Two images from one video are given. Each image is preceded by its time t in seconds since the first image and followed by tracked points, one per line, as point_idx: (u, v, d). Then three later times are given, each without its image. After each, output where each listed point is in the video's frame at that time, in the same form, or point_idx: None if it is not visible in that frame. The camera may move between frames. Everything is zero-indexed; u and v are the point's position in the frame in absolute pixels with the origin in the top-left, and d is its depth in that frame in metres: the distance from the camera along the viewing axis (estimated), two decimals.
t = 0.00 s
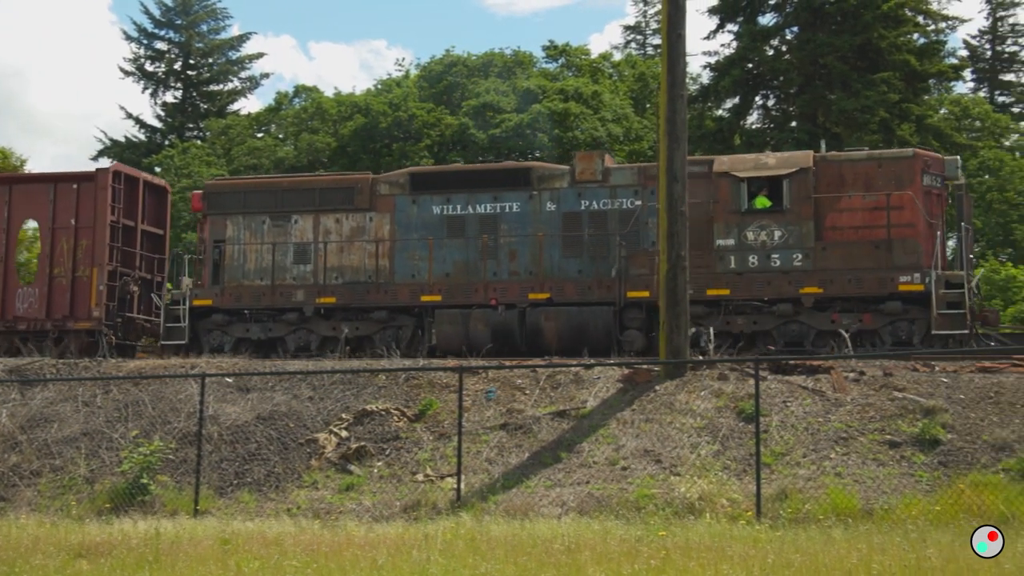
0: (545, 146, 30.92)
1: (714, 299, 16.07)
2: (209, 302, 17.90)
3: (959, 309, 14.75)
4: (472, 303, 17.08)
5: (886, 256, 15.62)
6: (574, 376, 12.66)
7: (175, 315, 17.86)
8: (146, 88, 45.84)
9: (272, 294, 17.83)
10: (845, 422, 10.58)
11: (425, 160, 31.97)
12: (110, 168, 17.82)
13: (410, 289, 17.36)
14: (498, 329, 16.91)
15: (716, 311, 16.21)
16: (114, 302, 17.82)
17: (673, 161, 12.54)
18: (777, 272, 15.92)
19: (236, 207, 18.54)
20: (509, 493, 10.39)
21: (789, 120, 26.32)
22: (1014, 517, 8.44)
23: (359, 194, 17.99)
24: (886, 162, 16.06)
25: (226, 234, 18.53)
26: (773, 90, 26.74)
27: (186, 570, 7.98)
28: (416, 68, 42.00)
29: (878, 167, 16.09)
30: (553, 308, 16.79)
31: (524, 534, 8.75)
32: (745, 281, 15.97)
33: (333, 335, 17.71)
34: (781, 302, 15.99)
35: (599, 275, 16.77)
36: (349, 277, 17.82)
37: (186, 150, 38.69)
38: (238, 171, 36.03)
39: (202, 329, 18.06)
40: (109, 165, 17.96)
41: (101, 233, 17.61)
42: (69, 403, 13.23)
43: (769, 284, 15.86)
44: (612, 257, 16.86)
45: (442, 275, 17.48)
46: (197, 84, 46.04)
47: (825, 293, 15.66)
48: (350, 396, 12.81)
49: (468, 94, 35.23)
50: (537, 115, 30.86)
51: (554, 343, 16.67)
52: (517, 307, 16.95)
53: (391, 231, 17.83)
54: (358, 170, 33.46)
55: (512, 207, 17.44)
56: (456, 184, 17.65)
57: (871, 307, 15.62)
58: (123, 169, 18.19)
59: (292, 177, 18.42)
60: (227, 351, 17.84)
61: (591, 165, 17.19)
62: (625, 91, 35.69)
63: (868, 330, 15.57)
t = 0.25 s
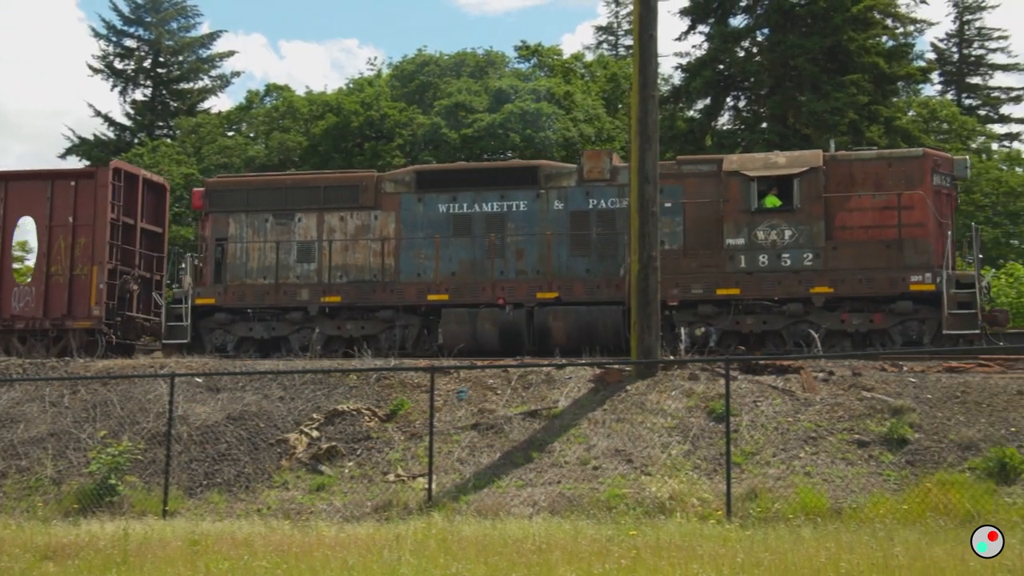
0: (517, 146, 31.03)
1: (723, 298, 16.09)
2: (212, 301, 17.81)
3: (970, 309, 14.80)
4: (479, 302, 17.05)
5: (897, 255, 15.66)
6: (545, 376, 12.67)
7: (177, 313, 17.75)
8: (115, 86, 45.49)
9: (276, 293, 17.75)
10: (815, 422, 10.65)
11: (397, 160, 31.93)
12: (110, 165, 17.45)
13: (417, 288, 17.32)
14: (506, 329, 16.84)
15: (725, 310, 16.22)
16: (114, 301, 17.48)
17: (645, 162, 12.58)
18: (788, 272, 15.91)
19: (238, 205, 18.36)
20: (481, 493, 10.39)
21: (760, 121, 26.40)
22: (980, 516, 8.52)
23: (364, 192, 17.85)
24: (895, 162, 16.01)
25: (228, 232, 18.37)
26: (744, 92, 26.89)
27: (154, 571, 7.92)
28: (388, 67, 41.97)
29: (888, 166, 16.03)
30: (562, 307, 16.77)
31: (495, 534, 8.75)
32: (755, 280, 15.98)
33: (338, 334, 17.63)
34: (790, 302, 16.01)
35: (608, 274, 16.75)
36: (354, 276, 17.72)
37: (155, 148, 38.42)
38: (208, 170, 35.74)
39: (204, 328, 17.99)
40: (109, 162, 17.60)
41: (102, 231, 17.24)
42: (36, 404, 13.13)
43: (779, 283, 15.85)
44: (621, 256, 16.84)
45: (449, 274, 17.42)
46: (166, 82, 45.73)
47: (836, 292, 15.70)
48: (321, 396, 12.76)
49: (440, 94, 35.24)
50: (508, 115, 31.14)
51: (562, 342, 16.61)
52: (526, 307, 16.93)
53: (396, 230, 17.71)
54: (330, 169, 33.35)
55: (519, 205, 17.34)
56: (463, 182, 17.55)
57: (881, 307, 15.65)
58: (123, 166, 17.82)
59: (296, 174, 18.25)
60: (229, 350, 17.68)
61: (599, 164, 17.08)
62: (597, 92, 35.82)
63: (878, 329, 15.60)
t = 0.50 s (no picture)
0: (487, 146, 31.16)
1: (731, 298, 16.03)
2: (214, 300, 17.73)
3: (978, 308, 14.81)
4: (485, 302, 16.99)
5: (906, 255, 15.59)
6: (515, 376, 12.67)
7: (177, 313, 17.59)
8: (82, 84, 45.07)
9: (279, 292, 17.66)
10: (783, 422, 10.72)
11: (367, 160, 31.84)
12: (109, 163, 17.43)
13: (422, 287, 17.25)
14: (512, 330, 16.78)
15: (734, 310, 16.20)
16: (113, 300, 17.44)
17: (615, 162, 12.62)
18: (796, 271, 15.84)
19: (240, 203, 18.23)
20: (450, 493, 10.37)
21: (729, 122, 26.58)
22: (944, 514, 8.61)
23: (368, 190, 17.75)
24: (904, 161, 15.93)
25: (230, 231, 18.25)
26: (714, 93, 27.03)
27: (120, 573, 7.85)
28: (358, 66, 41.86)
29: (896, 166, 15.96)
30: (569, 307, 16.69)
31: (464, 534, 8.74)
32: (763, 280, 15.91)
33: (342, 334, 17.54)
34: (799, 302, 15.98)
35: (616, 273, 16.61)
36: (356, 275, 17.60)
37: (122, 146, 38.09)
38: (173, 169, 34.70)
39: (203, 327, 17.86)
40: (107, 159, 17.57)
41: (100, 229, 17.20)
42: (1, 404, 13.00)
43: (788, 283, 15.80)
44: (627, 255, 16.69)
45: (454, 273, 17.31)
46: (134, 80, 45.36)
47: (845, 292, 15.65)
48: (290, 396, 12.70)
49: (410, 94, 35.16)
50: (478, 116, 31.17)
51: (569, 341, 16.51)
52: (532, 306, 16.87)
53: (400, 228, 17.59)
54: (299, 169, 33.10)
55: (525, 204, 17.22)
56: (468, 180, 17.45)
57: (889, 307, 15.60)
58: (122, 164, 17.81)
59: (299, 172, 18.13)
60: (232, 350, 17.56)
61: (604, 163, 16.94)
62: (567, 92, 35.90)
63: (886, 330, 15.58)
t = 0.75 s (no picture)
0: (460, 146, 31.35)
1: (743, 298, 16.02)
2: (219, 299, 17.37)
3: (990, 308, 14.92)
4: (494, 301, 16.82)
5: (919, 255, 15.64)
6: (487, 376, 12.67)
7: (182, 312, 17.07)
8: (50, 81, 44.67)
9: (283, 291, 17.36)
10: (753, 421, 10.78)
11: (339, 159, 31.75)
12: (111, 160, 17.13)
13: (430, 286, 17.02)
14: (522, 328, 16.54)
15: (745, 310, 16.20)
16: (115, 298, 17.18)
17: (587, 162, 12.64)
18: (808, 271, 15.84)
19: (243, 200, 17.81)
20: (422, 493, 10.35)
21: (701, 123, 26.81)
22: (912, 512, 8.69)
23: (375, 188, 17.49)
24: (915, 162, 16.01)
25: (233, 229, 17.83)
26: (686, 94, 27.15)
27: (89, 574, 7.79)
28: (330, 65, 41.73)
29: (907, 166, 16.03)
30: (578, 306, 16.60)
31: (436, 534, 8.73)
32: (775, 280, 15.90)
33: (348, 334, 17.34)
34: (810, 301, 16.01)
35: (627, 273, 16.53)
36: (363, 274, 17.34)
37: (91, 144, 37.77)
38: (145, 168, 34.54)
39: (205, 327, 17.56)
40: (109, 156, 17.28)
41: (102, 227, 16.92)
42: None
43: (799, 283, 15.81)
44: (638, 254, 16.58)
45: (461, 272, 17.12)
46: (103, 77, 45.01)
47: (857, 292, 15.70)
48: (261, 396, 12.64)
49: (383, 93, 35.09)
50: (451, 114, 31.56)
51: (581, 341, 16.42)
52: (541, 305, 16.72)
53: (407, 227, 17.33)
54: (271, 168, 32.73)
55: (533, 202, 17.05)
56: (475, 178, 17.25)
57: (900, 307, 15.71)
58: (125, 161, 17.52)
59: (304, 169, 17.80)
60: (236, 349, 17.29)
61: (615, 161, 16.81)
62: (540, 92, 35.97)
63: (897, 329, 15.70)
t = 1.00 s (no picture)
0: (434, 146, 31.30)
1: (756, 297, 16.02)
2: (227, 298, 17.29)
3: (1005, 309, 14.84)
4: (506, 301, 16.74)
5: (932, 255, 15.61)
6: (461, 376, 12.66)
7: (189, 312, 17.04)
8: (20, 78, 44.25)
9: (293, 290, 17.29)
10: (727, 421, 10.82)
11: (313, 159, 31.65)
12: (116, 158, 17.00)
13: (441, 285, 16.98)
14: (534, 327, 16.41)
15: (757, 310, 16.21)
16: (121, 297, 17.09)
17: (561, 163, 12.64)
18: (821, 271, 15.84)
19: (252, 198, 17.75)
20: (395, 494, 10.33)
21: (675, 124, 26.89)
22: (883, 511, 8.76)
23: (384, 186, 17.45)
24: (928, 161, 16.02)
25: (241, 227, 17.74)
26: (660, 95, 27.24)
27: None
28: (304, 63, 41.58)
29: (920, 166, 16.04)
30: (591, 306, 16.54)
31: (409, 534, 8.71)
32: (788, 280, 15.90)
33: (358, 333, 17.28)
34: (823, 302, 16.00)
35: (640, 272, 16.56)
36: (373, 273, 17.31)
37: (62, 142, 37.47)
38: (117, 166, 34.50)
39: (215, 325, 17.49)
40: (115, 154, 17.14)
41: (108, 226, 16.80)
42: None
43: (812, 282, 15.81)
44: (650, 254, 16.61)
45: (472, 271, 17.08)
46: (74, 75, 44.69)
47: (871, 292, 15.66)
48: (234, 396, 12.58)
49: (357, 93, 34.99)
50: (425, 115, 31.44)
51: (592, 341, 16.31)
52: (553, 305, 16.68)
53: (417, 226, 17.33)
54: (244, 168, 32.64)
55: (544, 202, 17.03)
56: (485, 177, 17.21)
57: (913, 307, 15.66)
58: (130, 159, 17.39)
59: (313, 168, 17.79)
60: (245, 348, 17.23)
61: (627, 161, 16.82)
62: (515, 93, 36.00)
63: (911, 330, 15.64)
